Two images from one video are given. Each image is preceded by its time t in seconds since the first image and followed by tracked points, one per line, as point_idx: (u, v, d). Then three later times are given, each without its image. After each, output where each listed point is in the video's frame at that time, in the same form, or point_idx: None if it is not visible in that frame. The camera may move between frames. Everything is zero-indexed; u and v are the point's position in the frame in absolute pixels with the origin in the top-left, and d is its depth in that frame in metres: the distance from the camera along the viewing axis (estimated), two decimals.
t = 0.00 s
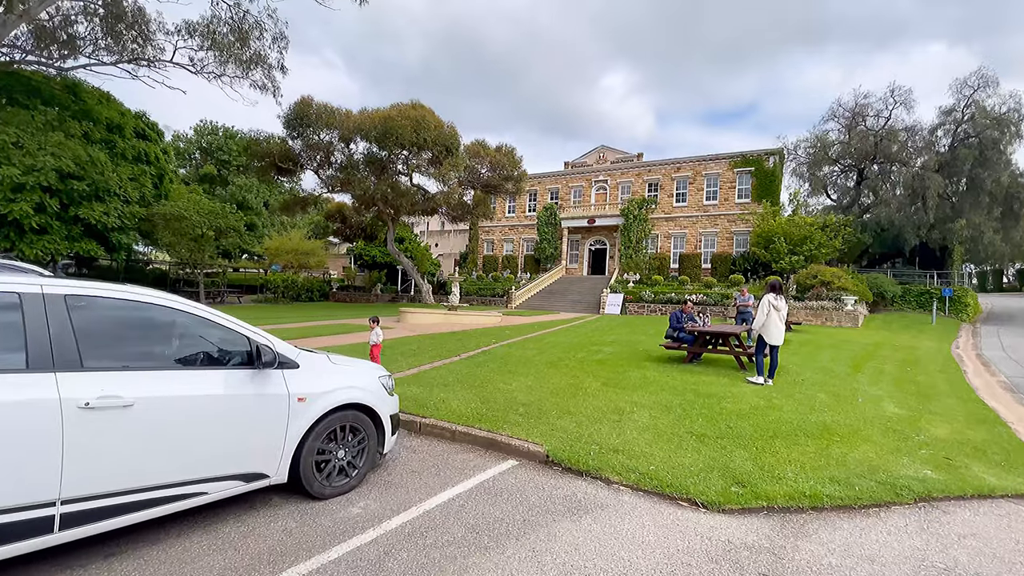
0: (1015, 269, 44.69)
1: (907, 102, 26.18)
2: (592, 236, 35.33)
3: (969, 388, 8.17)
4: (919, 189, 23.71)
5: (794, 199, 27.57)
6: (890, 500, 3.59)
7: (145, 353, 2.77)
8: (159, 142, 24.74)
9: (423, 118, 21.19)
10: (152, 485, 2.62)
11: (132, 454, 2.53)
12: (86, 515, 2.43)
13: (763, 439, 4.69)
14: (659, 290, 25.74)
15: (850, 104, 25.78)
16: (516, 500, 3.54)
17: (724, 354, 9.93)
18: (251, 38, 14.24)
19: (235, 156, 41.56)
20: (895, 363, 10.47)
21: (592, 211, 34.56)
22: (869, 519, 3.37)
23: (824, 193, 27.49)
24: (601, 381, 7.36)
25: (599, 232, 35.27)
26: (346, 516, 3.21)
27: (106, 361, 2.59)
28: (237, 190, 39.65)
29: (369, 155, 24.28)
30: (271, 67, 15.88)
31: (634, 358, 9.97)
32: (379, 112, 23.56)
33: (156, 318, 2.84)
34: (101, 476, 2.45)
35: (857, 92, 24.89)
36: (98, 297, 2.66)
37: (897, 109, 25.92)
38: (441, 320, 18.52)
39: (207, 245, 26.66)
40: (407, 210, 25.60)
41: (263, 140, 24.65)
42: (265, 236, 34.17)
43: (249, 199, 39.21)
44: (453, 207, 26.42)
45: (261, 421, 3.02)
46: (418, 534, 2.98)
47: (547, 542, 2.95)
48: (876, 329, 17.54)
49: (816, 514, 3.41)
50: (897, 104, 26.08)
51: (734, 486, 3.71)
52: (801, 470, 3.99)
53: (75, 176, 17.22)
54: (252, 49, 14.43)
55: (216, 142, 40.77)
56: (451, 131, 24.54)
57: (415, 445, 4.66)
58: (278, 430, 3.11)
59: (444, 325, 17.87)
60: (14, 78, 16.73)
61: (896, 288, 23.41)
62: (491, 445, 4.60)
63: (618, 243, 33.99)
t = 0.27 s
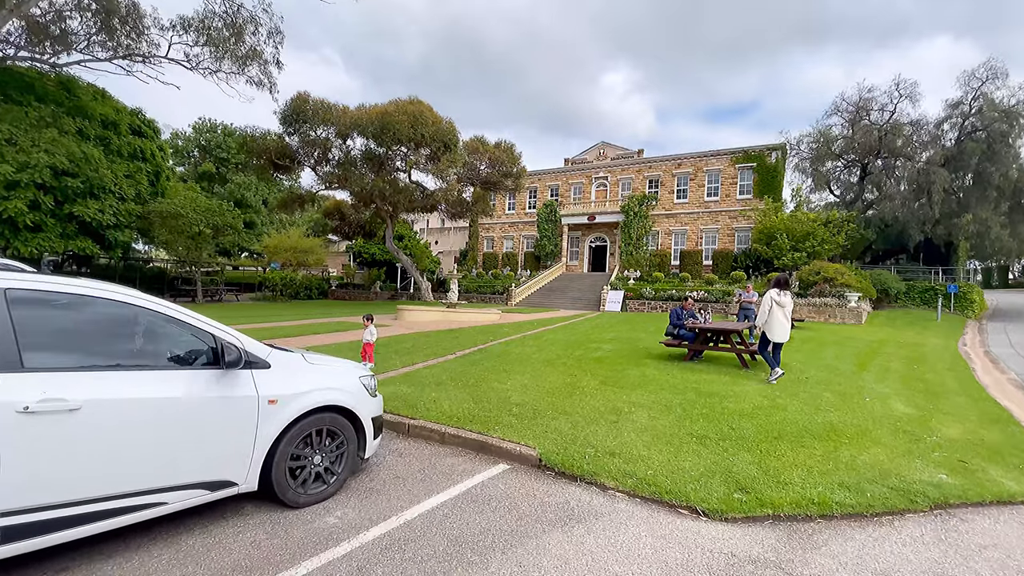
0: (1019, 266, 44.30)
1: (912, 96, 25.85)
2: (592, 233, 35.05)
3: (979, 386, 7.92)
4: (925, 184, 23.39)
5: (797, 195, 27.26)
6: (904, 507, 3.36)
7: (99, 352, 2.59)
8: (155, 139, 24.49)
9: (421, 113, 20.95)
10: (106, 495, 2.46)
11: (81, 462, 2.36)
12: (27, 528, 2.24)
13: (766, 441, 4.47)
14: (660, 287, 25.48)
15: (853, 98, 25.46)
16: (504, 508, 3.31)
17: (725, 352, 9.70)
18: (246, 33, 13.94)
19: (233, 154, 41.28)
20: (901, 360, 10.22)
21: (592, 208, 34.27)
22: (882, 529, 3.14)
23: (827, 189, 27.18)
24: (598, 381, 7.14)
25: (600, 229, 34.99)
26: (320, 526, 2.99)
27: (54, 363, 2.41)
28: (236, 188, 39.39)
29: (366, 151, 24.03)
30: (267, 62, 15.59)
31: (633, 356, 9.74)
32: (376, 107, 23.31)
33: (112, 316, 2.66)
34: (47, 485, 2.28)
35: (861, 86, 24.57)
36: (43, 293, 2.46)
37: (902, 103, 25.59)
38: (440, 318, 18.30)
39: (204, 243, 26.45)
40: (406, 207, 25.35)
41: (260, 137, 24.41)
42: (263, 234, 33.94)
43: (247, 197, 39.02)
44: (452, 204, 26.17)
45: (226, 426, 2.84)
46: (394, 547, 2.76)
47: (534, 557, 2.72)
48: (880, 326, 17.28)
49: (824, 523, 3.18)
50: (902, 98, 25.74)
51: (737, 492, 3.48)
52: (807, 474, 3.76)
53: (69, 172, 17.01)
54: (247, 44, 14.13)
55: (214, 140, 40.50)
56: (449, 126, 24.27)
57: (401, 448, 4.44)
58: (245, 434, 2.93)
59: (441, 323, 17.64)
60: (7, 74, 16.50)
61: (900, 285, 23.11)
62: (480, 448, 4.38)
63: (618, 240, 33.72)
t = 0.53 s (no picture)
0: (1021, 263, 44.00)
1: (915, 91, 25.57)
2: (592, 231, 34.78)
3: (989, 386, 7.68)
4: (929, 180, 23.14)
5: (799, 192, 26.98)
6: (924, 524, 3.11)
7: (44, 361, 2.36)
8: (150, 137, 24.23)
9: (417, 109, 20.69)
10: (40, 519, 2.21)
11: (10, 483, 2.12)
12: None
13: (772, 449, 4.23)
14: (660, 285, 25.22)
15: (855, 94, 25.18)
16: (493, 525, 3.05)
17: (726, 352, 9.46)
18: (240, 30, 13.68)
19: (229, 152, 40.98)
20: (906, 360, 9.98)
21: (591, 205, 34.00)
22: (904, 549, 2.89)
23: (829, 185, 26.90)
24: (596, 382, 6.89)
25: (599, 226, 34.71)
26: (290, 548, 2.74)
27: None
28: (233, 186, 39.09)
29: (363, 148, 23.76)
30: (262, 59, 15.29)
31: (632, 356, 9.50)
32: (373, 104, 23.03)
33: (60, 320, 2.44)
34: None
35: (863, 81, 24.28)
36: None
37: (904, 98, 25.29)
38: (436, 317, 18.05)
39: (200, 241, 26.21)
40: (403, 204, 25.08)
41: (255, 134, 24.13)
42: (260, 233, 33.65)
43: (244, 195, 38.74)
44: (449, 201, 25.90)
45: (184, 440, 2.59)
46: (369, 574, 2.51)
47: None
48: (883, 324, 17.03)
49: (838, 542, 2.93)
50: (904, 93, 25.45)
51: (743, 507, 3.23)
52: (818, 486, 3.52)
53: (61, 170, 16.78)
54: (241, 41, 13.83)
55: (210, 138, 40.18)
56: (447, 123, 24.00)
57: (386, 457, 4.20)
58: (209, 448, 2.69)
59: (437, 322, 17.38)
60: None
61: (902, 282, 22.86)
62: (469, 456, 4.13)
63: (617, 237, 33.45)
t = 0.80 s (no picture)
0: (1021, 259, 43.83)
1: (915, 86, 25.34)
2: (590, 228, 34.54)
3: (996, 384, 7.48)
4: (929, 175, 22.95)
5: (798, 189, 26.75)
6: (942, 537, 2.90)
7: None
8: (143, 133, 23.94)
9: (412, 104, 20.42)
10: None
11: None
12: None
13: (777, 453, 4.00)
14: (659, 282, 25.02)
15: (855, 89, 24.94)
16: (478, 540, 2.82)
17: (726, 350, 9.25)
18: (232, 24, 13.37)
19: (225, 149, 40.60)
20: (910, 357, 9.78)
21: (589, 202, 33.75)
22: (922, 566, 2.66)
23: (829, 182, 26.68)
24: (592, 382, 6.68)
25: (597, 223, 34.48)
26: (254, 566, 2.51)
27: None
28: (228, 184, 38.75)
29: (358, 144, 23.48)
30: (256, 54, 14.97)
31: (630, 354, 9.28)
32: (367, 99, 22.73)
33: None
34: None
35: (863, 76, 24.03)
36: None
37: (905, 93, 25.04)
38: (433, 315, 17.83)
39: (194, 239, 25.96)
40: (399, 201, 24.81)
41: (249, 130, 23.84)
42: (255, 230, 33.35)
43: (240, 192, 38.42)
44: (446, 198, 25.65)
45: (136, 451, 2.36)
46: None
47: None
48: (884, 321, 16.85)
49: (850, 559, 2.71)
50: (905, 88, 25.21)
51: (745, 518, 3.01)
52: (825, 495, 3.30)
53: (52, 167, 16.53)
54: (233, 35, 13.53)
55: (205, 135, 39.81)
56: (443, 118, 23.72)
57: (369, 463, 3.97)
58: (166, 459, 2.46)
59: (433, 320, 17.15)
60: None
61: (903, 279, 22.69)
62: (456, 463, 3.90)
63: (616, 234, 33.22)
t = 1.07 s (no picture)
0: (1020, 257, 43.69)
1: (914, 82, 25.12)
2: (588, 226, 34.31)
3: (1001, 384, 7.28)
4: (927, 173, 22.76)
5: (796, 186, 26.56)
6: (957, 553, 2.67)
7: None
8: (133, 130, 23.60)
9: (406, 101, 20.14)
10: None
11: None
12: None
13: (779, 461, 3.78)
14: (657, 280, 24.82)
15: (853, 85, 24.70)
16: (455, 560, 2.59)
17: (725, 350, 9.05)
18: (222, 17, 13.04)
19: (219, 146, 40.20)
20: (912, 357, 9.58)
21: (587, 200, 33.51)
22: None
23: (827, 179, 26.48)
24: (586, 383, 6.45)
25: (595, 221, 34.24)
26: None
27: None
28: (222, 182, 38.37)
29: (352, 141, 23.18)
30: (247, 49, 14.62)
31: (626, 354, 9.07)
32: (361, 95, 22.43)
33: None
34: None
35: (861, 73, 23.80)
36: None
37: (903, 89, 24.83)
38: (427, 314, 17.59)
39: (186, 237, 25.65)
40: (393, 199, 24.52)
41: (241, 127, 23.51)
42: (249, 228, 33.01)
43: (234, 190, 38.06)
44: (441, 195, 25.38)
45: (72, 467, 2.12)
46: None
47: None
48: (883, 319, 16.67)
49: None
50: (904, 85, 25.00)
51: (744, 535, 2.78)
52: (829, 508, 3.08)
53: (36, 163, 16.23)
54: (223, 29, 13.21)
55: (199, 132, 39.42)
56: (438, 115, 23.44)
57: (348, 472, 3.74)
58: (107, 475, 2.22)
59: (428, 319, 16.90)
60: None
61: (901, 276, 22.53)
62: (439, 471, 3.67)
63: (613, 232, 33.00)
